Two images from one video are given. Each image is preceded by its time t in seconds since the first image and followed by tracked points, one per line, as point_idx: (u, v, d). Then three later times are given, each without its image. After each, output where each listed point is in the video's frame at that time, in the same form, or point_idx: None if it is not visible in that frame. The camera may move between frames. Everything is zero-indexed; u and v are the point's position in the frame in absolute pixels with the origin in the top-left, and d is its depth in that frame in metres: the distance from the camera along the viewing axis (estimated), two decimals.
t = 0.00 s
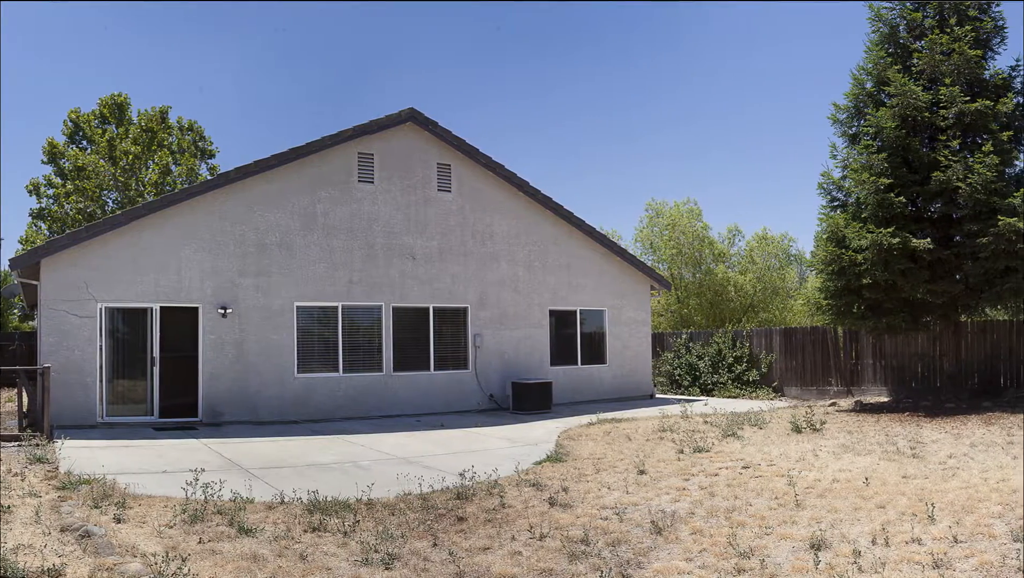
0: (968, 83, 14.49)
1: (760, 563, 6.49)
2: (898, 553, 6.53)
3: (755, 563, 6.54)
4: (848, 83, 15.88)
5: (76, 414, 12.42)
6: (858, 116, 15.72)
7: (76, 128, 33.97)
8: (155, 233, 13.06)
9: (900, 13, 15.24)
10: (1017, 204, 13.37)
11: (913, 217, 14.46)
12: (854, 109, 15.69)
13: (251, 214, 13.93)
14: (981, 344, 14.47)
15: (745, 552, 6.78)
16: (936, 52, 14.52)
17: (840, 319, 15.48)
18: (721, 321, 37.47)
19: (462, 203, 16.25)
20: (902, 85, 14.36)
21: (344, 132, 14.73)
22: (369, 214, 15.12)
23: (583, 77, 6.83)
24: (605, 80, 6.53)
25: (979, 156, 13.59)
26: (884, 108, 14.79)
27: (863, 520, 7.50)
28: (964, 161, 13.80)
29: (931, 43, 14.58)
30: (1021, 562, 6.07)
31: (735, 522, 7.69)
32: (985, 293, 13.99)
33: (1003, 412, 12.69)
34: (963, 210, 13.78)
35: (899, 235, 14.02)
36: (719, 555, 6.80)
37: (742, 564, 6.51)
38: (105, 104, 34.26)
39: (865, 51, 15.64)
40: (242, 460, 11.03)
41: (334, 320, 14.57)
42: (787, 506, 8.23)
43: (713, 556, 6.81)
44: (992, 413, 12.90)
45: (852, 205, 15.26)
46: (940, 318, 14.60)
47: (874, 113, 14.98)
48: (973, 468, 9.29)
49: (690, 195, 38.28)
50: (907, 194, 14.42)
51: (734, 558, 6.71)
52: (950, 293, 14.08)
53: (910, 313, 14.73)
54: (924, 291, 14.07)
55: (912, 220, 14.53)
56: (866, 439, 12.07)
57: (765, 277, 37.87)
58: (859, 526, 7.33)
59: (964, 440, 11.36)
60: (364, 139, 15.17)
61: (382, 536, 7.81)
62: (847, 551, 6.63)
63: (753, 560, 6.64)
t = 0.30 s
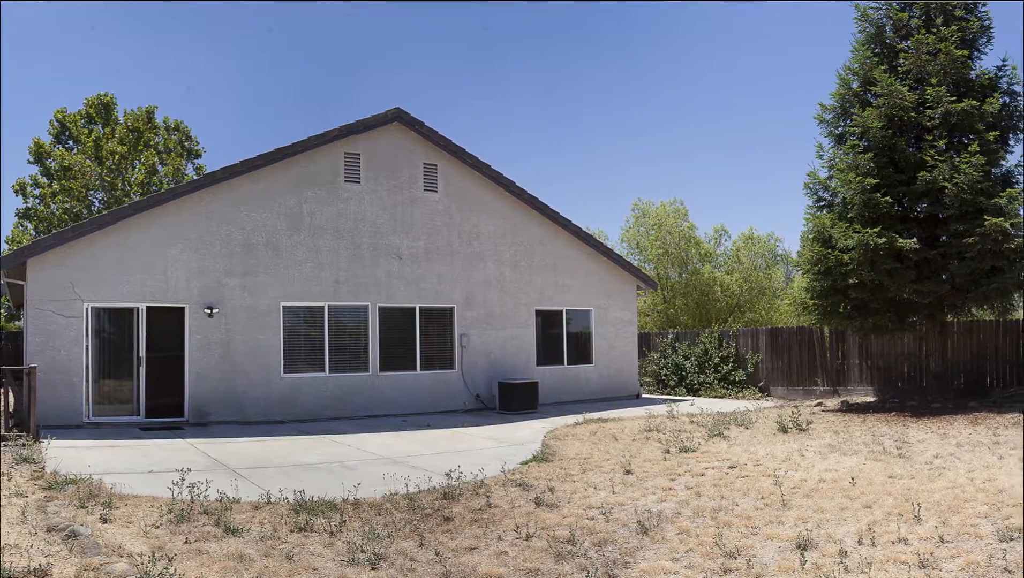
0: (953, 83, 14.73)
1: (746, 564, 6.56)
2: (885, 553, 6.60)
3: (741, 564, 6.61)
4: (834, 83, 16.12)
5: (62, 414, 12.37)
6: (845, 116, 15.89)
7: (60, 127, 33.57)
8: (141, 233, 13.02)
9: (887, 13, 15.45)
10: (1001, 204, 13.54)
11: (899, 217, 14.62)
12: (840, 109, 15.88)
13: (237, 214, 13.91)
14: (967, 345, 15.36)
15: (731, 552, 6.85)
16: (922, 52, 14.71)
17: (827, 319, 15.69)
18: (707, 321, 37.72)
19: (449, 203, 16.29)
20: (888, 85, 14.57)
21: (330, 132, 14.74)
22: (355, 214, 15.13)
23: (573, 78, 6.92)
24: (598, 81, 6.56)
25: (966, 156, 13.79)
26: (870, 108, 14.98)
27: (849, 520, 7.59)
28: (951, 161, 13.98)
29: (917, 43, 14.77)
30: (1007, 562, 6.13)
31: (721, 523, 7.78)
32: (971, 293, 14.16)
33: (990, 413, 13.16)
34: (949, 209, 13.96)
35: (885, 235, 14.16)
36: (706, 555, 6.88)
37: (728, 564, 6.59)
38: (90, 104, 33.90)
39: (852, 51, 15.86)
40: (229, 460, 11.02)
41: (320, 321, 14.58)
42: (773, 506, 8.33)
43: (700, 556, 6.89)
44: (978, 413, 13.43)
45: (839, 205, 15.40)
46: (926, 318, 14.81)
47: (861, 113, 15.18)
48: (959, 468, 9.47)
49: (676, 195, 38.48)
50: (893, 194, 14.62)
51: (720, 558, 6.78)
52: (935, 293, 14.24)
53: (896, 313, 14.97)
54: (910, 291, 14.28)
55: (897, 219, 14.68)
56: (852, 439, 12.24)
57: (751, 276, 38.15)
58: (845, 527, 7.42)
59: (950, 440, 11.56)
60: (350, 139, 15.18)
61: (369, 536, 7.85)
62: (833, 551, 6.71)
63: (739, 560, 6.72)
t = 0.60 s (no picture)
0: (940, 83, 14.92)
1: (733, 563, 6.64)
2: (871, 552, 6.68)
3: (728, 563, 6.69)
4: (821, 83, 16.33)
5: (49, 414, 12.34)
6: (831, 116, 16.15)
7: (48, 127, 33.35)
8: (128, 233, 13.00)
9: (873, 13, 15.67)
10: (987, 203, 13.79)
11: (885, 217, 14.86)
12: (826, 109, 16.13)
13: (224, 214, 13.90)
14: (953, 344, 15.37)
15: (718, 552, 6.93)
16: (909, 52, 14.94)
17: (813, 318, 15.90)
18: (693, 321, 37.97)
19: (435, 203, 16.33)
20: (875, 85, 14.77)
21: (316, 133, 14.76)
22: (341, 214, 15.15)
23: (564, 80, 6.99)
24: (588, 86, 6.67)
25: (952, 157, 13.99)
26: (857, 108, 15.21)
27: (835, 520, 7.68)
28: (937, 161, 14.20)
29: (904, 44, 15.01)
30: (992, 562, 6.20)
31: (708, 523, 7.87)
32: (957, 293, 14.43)
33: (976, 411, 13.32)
34: (936, 209, 14.16)
35: (872, 235, 14.38)
36: (692, 555, 6.95)
37: (714, 564, 6.66)
38: (77, 104, 33.61)
39: (839, 50, 16.09)
40: (215, 460, 11.03)
41: (307, 321, 14.60)
42: (759, 506, 8.44)
43: (686, 556, 6.96)
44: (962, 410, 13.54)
45: (825, 205, 15.59)
46: (913, 318, 15.00)
47: (847, 113, 15.39)
48: (945, 468, 9.65)
49: (662, 195, 38.71)
50: (879, 194, 14.83)
51: (707, 558, 6.86)
52: (922, 293, 14.45)
53: (883, 313, 15.18)
54: (896, 291, 14.48)
55: (884, 219, 14.92)
56: (838, 439, 12.40)
57: (737, 276, 38.42)
58: (831, 527, 7.51)
59: (936, 440, 11.76)
60: (337, 139, 15.21)
61: (355, 536, 7.90)
62: (820, 551, 6.80)
63: (726, 560, 6.80)
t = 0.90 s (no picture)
0: (926, 83, 15.19)
1: (718, 563, 6.71)
2: (857, 553, 6.76)
3: (714, 563, 6.76)
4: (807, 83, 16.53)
5: (34, 414, 12.30)
6: (817, 116, 16.34)
7: (33, 127, 33.09)
8: (113, 232, 12.95)
9: (859, 13, 15.91)
10: (974, 204, 14.07)
11: (872, 217, 15.08)
12: (812, 109, 16.33)
13: (210, 214, 13.88)
14: (940, 344, 15.92)
15: (704, 552, 7.01)
16: (895, 52, 15.18)
17: (799, 318, 16.06)
18: (680, 321, 38.20)
19: (421, 203, 16.35)
20: (861, 85, 14.97)
21: (302, 133, 14.76)
22: (327, 214, 15.17)
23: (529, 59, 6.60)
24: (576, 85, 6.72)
25: (938, 157, 14.22)
26: (843, 108, 15.41)
27: (821, 520, 7.77)
28: (923, 161, 14.41)
29: (890, 43, 15.24)
30: (978, 562, 6.30)
31: (693, 523, 7.96)
32: (943, 293, 14.61)
33: (962, 414, 13.86)
34: (922, 209, 14.37)
35: (858, 236, 14.55)
36: (678, 555, 7.03)
37: (700, 564, 6.73)
38: (63, 104, 33.36)
39: (825, 50, 16.29)
40: (201, 460, 11.03)
41: (293, 321, 14.60)
42: (745, 506, 8.54)
43: (672, 556, 7.04)
44: (948, 413, 14.05)
45: (811, 205, 15.74)
46: (900, 318, 15.28)
47: (834, 113, 15.56)
48: (931, 468, 9.82)
49: (648, 195, 38.95)
50: (865, 194, 15.04)
51: (693, 558, 6.94)
52: (908, 293, 14.64)
53: (869, 313, 15.37)
54: (883, 291, 14.67)
55: (870, 219, 15.11)
56: (824, 439, 12.57)
57: (724, 276, 38.66)
58: (817, 527, 7.59)
59: (921, 440, 11.95)
60: (323, 139, 15.22)
61: (341, 536, 7.95)
62: (805, 551, 6.88)
63: (711, 560, 6.87)
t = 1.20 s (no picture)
0: (912, 83, 15.42)
1: (704, 563, 6.78)
2: (844, 553, 6.84)
3: (700, 563, 6.83)
4: (794, 83, 16.75)
5: (19, 414, 12.27)
6: (803, 115, 16.56)
7: (20, 127, 32.80)
8: (100, 232, 12.92)
9: (845, 13, 16.16)
10: (960, 203, 14.25)
11: (859, 216, 15.32)
12: (799, 109, 16.55)
13: (196, 214, 13.86)
14: (926, 344, 16.14)
15: (690, 552, 7.08)
16: (881, 52, 15.40)
17: (785, 318, 16.23)
18: (666, 321, 38.42)
19: (407, 203, 16.38)
20: (847, 85, 15.17)
21: (288, 133, 14.76)
22: (314, 214, 15.18)
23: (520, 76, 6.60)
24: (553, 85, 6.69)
25: (925, 157, 14.42)
26: (829, 108, 15.61)
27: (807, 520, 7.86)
28: (909, 161, 14.62)
29: (876, 43, 15.47)
30: (964, 562, 6.41)
31: (680, 522, 8.05)
32: (929, 293, 14.76)
33: (948, 414, 14.10)
34: (908, 209, 14.59)
35: (844, 236, 14.74)
36: (665, 555, 7.10)
37: (686, 564, 6.80)
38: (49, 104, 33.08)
39: (812, 50, 16.51)
40: (188, 460, 11.03)
41: (279, 321, 14.62)
42: (732, 506, 8.65)
43: (659, 556, 7.11)
44: (934, 413, 14.30)
45: (797, 205, 15.93)
46: (885, 318, 15.55)
47: (820, 113, 15.75)
48: (917, 468, 9.98)
49: (634, 195, 39.16)
50: (852, 194, 15.24)
51: (679, 558, 7.01)
52: (894, 293, 14.86)
53: (855, 312, 15.58)
54: (869, 290, 14.87)
55: (856, 219, 15.31)
56: (810, 439, 12.74)
57: (710, 277, 38.89)
58: (803, 527, 7.69)
59: (907, 440, 12.14)
60: (310, 139, 15.24)
61: (327, 536, 7.99)
62: (792, 551, 6.96)
63: (698, 560, 6.94)
